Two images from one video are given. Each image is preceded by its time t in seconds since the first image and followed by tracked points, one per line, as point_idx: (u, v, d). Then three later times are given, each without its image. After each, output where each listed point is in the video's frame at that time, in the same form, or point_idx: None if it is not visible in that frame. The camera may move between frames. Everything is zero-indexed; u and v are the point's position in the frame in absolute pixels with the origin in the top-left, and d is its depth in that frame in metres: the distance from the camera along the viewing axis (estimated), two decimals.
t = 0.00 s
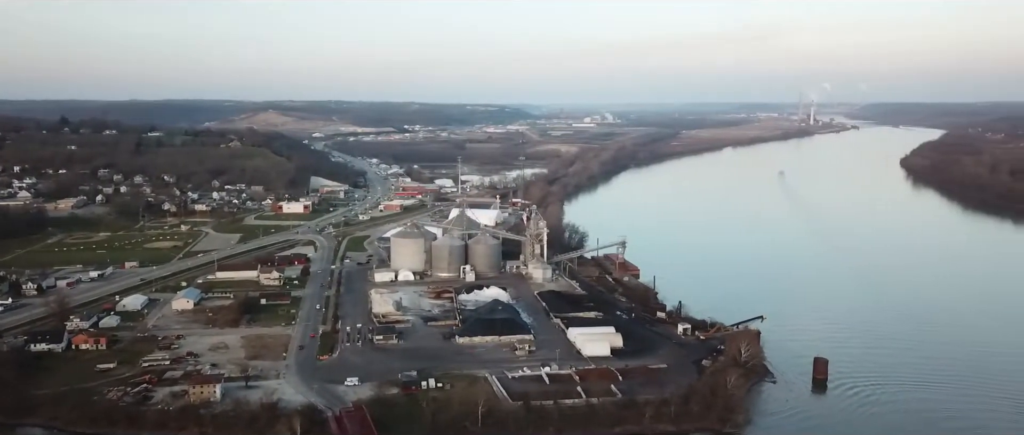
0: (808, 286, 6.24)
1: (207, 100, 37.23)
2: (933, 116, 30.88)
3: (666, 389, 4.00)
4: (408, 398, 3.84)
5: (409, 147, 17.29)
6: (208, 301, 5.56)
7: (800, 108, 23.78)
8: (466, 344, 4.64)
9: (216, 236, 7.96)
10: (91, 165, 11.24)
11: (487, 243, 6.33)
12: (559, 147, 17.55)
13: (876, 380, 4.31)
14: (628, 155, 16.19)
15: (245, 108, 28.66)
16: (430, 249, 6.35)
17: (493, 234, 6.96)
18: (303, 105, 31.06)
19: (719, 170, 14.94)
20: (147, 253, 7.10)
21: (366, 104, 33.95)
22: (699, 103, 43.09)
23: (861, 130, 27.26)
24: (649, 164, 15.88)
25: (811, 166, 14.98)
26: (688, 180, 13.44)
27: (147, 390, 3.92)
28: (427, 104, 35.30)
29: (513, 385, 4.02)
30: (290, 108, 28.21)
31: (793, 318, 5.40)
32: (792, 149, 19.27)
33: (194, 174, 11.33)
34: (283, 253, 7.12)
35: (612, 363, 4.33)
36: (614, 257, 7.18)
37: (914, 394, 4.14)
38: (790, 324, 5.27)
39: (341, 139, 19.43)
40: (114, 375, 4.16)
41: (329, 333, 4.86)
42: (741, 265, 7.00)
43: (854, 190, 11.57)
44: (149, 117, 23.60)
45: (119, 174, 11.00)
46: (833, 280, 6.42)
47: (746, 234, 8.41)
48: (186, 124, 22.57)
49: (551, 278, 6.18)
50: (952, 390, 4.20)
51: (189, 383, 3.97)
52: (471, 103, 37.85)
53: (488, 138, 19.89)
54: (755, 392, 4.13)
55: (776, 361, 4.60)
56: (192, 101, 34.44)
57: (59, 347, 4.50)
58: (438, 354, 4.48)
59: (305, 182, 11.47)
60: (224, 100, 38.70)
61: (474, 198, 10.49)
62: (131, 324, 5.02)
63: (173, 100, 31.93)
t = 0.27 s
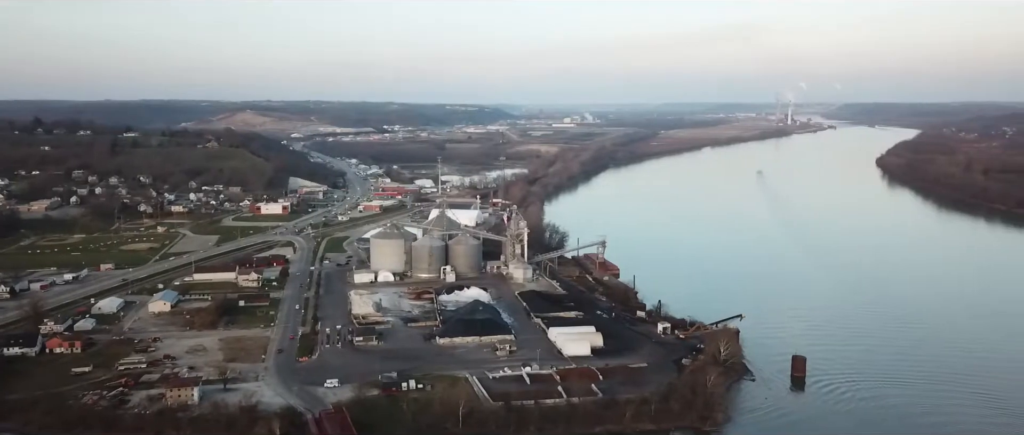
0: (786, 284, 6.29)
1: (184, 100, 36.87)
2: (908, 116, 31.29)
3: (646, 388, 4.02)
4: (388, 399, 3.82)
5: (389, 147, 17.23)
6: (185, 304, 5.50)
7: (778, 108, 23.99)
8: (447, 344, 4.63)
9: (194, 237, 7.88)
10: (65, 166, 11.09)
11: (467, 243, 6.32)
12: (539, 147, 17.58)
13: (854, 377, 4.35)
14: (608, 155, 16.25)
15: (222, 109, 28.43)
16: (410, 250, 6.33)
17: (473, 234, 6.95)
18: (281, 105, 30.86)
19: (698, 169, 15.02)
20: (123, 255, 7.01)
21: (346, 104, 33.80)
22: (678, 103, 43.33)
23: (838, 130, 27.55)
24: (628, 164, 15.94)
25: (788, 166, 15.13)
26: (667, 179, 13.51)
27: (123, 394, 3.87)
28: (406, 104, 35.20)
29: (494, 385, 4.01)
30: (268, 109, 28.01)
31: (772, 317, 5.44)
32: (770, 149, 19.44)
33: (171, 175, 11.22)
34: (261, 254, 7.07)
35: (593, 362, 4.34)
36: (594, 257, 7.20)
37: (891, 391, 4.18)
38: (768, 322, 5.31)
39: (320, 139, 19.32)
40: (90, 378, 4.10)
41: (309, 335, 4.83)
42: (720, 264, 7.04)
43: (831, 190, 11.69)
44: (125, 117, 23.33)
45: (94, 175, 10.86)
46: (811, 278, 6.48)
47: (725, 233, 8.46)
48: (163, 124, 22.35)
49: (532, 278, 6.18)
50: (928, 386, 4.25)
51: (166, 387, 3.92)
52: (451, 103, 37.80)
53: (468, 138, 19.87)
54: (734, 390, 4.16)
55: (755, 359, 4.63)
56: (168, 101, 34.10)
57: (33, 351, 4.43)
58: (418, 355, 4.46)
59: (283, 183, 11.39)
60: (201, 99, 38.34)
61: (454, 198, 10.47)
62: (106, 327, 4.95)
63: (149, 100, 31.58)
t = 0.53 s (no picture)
0: (764, 283, 6.34)
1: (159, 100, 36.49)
2: (882, 116, 31.68)
3: (626, 387, 4.03)
4: (368, 401, 3.80)
5: (367, 147, 17.16)
6: (161, 306, 5.44)
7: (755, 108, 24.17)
8: (426, 345, 4.61)
9: (169, 239, 7.79)
10: (38, 167, 10.93)
11: (447, 244, 6.31)
12: (519, 147, 17.59)
13: (831, 375, 4.39)
14: (587, 155, 16.29)
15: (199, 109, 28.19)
16: (389, 251, 6.31)
17: (453, 235, 6.93)
18: (258, 105, 30.63)
19: (676, 169, 15.10)
20: (97, 257, 6.92)
21: (324, 104, 33.63)
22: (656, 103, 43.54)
23: (814, 130, 27.82)
24: (607, 164, 15.99)
25: (766, 166, 15.26)
26: (646, 179, 13.57)
27: (98, 398, 3.82)
28: (385, 104, 35.08)
29: (474, 385, 4.00)
30: (245, 109, 27.80)
31: (750, 315, 5.48)
32: (747, 148, 19.58)
33: (146, 176, 11.10)
34: (238, 256, 7.01)
35: (573, 362, 4.34)
36: (573, 257, 7.21)
37: (867, 388, 4.22)
38: (747, 321, 5.34)
39: (298, 140, 19.20)
40: (64, 382, 4.04)
41: (287, 336, 4.79)
42: (699, 264, 7.08)
43: (808, 189, 11.80)
44: (99, 117, 23.05)
45: (68, 176, 10.72)
46: (788, 276, 6.53)
47: (704, 232, 8.52)
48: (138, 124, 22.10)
49: (512, 278, 6.18)
50: (904, 383, 4.29)
51: (142, 390, 3.87)
52: (430, 104, 37.73)
53: (447, 138, 19.83)
54: (713, 389, 4.18)
55: (734, 358, 4.66)
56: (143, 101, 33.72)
57: (5, 355, 4.36)
58: (398, 356, 4.44)
59: (261, 184, 11.31)
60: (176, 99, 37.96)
61: (434, 198, 10.44)
62: (80, 331, 4.89)
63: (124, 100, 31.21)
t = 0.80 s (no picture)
0: (742, 281, 6.39)
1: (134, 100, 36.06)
2: (857, 116, 32.04)
3: (605, 386, 4.04)
4: (347, 402, 3.78)
5: (346, 147, 17.08)
6: (136, 308, 5.37)
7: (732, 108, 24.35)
8: (405, 346, 4.59)
9: (145, 241, 7.70)
10: (9, 169, 10.76)
11: (426, 244, 6.29)
12: (498, 148, 17.59)
13: (808, 372, 4.44)
14: (566, 155, 16.32)
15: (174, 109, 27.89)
16: (368, 251, 6.28)
17: (433, 235, 6.92)
18: (235, 106, 30.37)
19: (654, 169, 15.18)
20: (70, 259, 6.83)
21: (302, 104, 33.42)
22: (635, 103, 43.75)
23: (790, 130, 28.08)
24: (586, 164, 16.04)
25: (743, 165, 15.37)
26: (625, 179, 13.61)
27: (72, 402, 3.77)
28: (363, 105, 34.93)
29: (453, 386, 4.00)
30: (222, 109, 27.55)
31: (728, 314, 5.52)
32: (725, 148, 19.73)
33: (121, 177, 10.97)
34: (215, 258, 6.94)
35: (553, 362, 4.35)
36: (553, 256, 7.22)
37: (843, 385, 4.27)
38: (725, 319, 5.38)
39: (276, 140, 19.06)
40: (37, 387, 3.98)
41: (265, 338, 4.76)
42: (677, 263, 7.12)
43: (784, 188, 11.90)
44: (71, 117, 22.73)
45: (40, 178, 10.56)
46: (765, 275, 6.59)
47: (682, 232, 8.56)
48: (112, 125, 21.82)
49: (491, 278, 6.17)
50: (880, 379, 4.34)
51: (117, 394, 3.82)
52: (409, 104, 37.63)
53: (426, 138, 19.79)
54: (692, 387, 4.21)
55: (712, 356, 4.69)
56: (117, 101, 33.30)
57: None
58: (377, 357, 4.43)
59: (238, 185, 11.21)
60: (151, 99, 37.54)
61: (413, 199, 10.41)
62: (54, 334, 4.82)
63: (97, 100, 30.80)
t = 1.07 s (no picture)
0: (719, 280, 6.43)
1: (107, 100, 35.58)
2: (832, 116, 32.40)
3: (584, 386, 4.05)
4: (325, 404, 3.76)
5: (323, 148, 16.97)
6: (110, 311, 5.30)
7: (709, 109, 24.51)
8: (384, 348, 4.57)
9: (119, 243, 7.60)
10: None
11: (404, 245, 6.26)
12: (477, 148, 17.57)
13: (784, 370, 4.47)
14: (545, 155, 16.34)
15: (148, 109, 27.58)
16: (346, 252, 6.25)
17: (411, 236, 6.89)
18: (210, 106, 30.07)
19: (633, 169, 15.24)
20: (42, 262, 6.72)
21: (279, 104, 33.18)
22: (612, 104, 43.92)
23: (766, 130, 28.33)
24: (565, 164, 16.07)
25: (720, 165, 15.48)
26: (603, 179, 13.65)
27: (44, 407, 3.71)
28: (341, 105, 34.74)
29: (432, 387, 3.98)
30: (196, 109, 27.26)
31: (706, 312, 5.55)
32: (702, 148, 19.85)
33: (93, 178, 10.82)
34: (189, 259, 6.86)
35: (531, 362, 4.35)
36: (531, 256, 7.22)
37: (819, 382, 4.31)
38: (702, 318, 5.41)
39: (252, 141, 18.91)
40: (7, 392, 3.92)
41: (241, 340, 4.71)
42: (655, 262, 7.15)
43: (761, 188, 12.00)
44: (42, 118, 22.38)
45: (10, 179, 10.39)
46: (743, 274, 6.63)
47: (660, 231, 8.59)
48: (84, 126, 21.51)
49: (470, 279, 6.16)
50: (855, 376, 4.39)
51: (90, 398, 3.77)
52: (387, 105, 37.49)
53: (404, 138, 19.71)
54: (670, 385, 4.22)
55: (690, 355, 4.72)
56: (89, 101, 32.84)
57: None
58: (355, 359, 4.40)
59: (213, 186, 11.10)
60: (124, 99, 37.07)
61: (391, 199, 10.37)
62: (24, 338, 4.74)
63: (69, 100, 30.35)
